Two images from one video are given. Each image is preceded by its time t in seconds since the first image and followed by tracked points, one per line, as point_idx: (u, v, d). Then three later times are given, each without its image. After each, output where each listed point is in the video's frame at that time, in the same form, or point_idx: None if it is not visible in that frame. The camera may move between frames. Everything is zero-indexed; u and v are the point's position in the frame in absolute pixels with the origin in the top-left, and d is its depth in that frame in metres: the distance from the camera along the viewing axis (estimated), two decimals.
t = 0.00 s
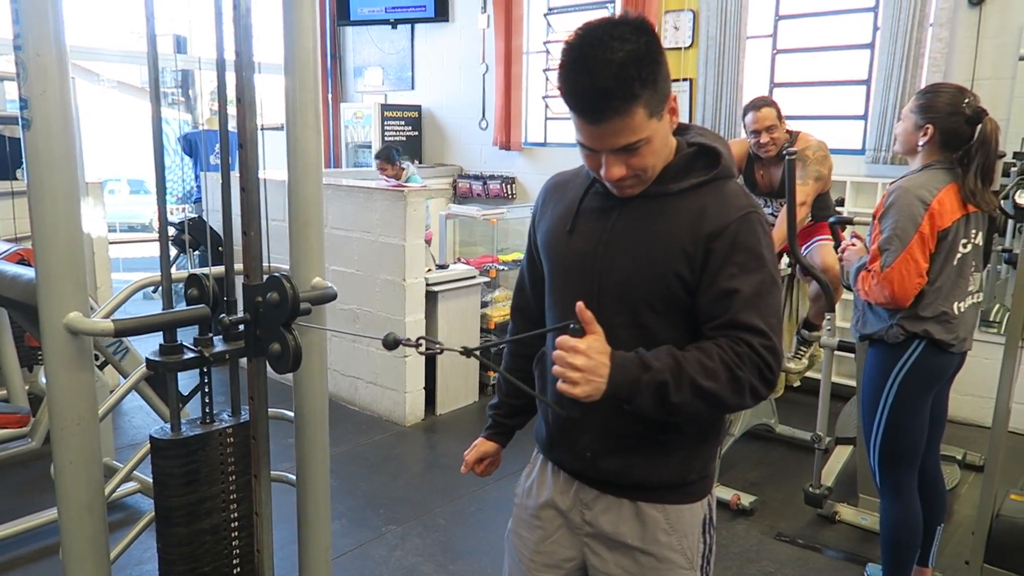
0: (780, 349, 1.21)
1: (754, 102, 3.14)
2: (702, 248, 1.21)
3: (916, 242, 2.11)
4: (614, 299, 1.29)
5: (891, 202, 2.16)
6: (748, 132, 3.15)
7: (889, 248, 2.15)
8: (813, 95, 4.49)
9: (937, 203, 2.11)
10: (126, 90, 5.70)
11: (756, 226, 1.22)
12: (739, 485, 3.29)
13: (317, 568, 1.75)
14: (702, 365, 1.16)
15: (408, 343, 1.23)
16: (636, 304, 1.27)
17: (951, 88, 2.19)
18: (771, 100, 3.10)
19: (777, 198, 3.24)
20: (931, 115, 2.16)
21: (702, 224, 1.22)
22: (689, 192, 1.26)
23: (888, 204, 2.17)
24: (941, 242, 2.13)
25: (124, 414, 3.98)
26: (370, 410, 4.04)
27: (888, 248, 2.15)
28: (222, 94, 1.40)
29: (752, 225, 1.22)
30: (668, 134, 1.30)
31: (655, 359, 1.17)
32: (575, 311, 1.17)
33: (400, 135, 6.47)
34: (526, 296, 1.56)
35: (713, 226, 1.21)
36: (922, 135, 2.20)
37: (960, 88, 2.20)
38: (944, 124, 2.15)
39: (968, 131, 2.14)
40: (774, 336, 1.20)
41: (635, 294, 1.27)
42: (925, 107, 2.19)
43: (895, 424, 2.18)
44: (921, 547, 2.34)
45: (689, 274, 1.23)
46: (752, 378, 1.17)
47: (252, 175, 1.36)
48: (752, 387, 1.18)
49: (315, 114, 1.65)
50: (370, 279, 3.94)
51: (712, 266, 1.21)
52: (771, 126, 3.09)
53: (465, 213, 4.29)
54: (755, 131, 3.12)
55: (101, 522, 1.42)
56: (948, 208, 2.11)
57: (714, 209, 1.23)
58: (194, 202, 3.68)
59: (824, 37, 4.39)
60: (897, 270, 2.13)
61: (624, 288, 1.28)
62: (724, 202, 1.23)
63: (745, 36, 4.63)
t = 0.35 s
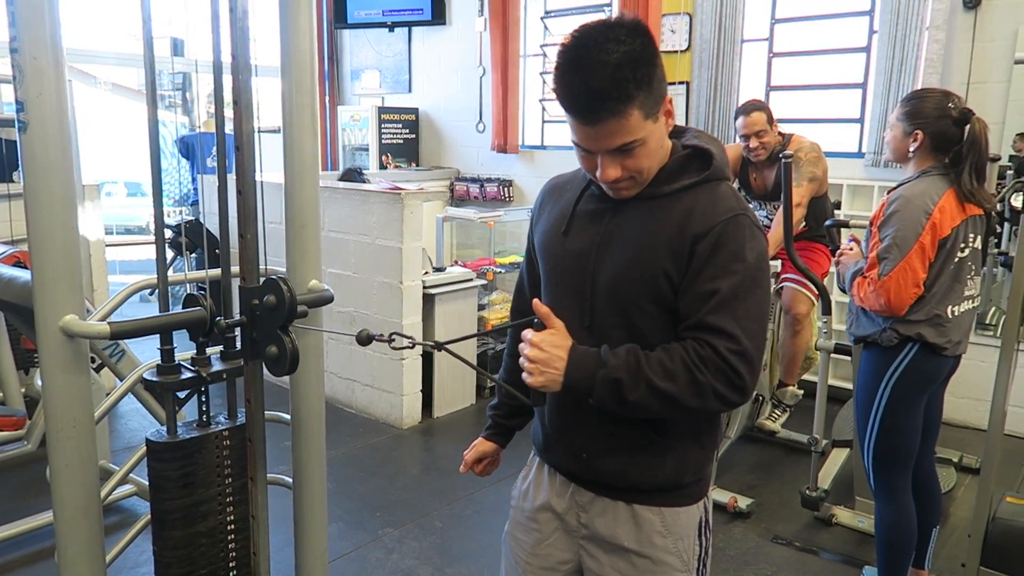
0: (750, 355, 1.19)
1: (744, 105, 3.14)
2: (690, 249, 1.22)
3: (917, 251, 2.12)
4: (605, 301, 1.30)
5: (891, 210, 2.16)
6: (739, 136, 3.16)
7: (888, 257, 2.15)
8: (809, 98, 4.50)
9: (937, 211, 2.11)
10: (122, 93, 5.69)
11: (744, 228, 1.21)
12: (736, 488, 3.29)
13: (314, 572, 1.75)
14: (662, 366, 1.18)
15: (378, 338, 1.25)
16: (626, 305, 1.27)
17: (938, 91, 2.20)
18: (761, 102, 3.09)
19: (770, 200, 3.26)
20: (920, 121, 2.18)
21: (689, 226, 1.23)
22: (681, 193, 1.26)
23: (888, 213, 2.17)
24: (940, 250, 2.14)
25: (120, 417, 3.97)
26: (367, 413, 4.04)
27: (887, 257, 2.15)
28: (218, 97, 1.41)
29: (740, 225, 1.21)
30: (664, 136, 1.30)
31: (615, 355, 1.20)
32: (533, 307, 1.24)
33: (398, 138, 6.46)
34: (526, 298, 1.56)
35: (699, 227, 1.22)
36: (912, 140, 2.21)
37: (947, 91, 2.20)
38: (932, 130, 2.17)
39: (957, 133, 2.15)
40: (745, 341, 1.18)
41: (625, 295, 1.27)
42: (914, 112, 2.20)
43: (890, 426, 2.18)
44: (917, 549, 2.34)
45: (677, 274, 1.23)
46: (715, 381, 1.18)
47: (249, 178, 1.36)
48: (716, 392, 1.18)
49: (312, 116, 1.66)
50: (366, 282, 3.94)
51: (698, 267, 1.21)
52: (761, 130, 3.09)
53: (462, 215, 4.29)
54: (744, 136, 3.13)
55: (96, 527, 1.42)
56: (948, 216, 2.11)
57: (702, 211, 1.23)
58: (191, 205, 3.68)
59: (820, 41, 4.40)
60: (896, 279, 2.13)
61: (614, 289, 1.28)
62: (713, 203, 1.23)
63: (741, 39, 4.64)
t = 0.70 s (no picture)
0: (732, 356, 1.18)
1: (742, 114, 3.12)
2: (681, 252, 1.22)
3: (907, 251, 2.12)
4: (597, 303, 1.30)
5: (884, 211, 2.17)
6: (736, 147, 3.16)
7: (879, 256, 2.15)
8: (805, 102, 4.51)
9: (930, 212, 2.12)
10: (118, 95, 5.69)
11: (733, 230, 1.21)
12: (732, 491, 3.30)
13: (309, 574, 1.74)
14: (643, 366, 1.19)
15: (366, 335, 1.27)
16: (618, 308, 1.28)
17: (937, 95, 2.20)
18: (760, 112, 3.07)
19: (769, 205, 3.27)
20: (918, 124, 2.18)
21: (678, 229, 1.23)
22: (675, 196, 1.26)
23: (880, 214, 2.18)
24: (932, 250, 2.15)
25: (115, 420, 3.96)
26: (363, 416, 4.04)
27: (878, 257, 2.15)
28: (214, 98, 1.40)
29: (728, 227, 1.21)
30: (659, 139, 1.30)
31: (598, 352, 1.22)
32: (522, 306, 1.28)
33: (394, 141, 6.47)
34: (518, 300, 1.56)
35: (687, 230, 1.22)
36: (909, 143, 2.22)
37: (946, 95, 2.20)
38: (931, 134, 2.17)
39: (955, 140, 2.16)
40: (727, 344, 1.18)
41: (617, 297, 1.28)
42: (912, 115, 2.21)
43: (885, 428, 2.19)
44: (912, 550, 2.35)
45: (666, 276, 1.24)
46: (694, 381, 1.18)
47: (245, 180, 1.36)
48: (696, 392, 1.18)
49: (308, 119, 1.66)
50: (363, 285, 3.94)
51: (687, 267, 1.21)
52: (757, 145, 3.08)
53: (458, 218, 4.29)
54: (742, 148, 3.13)
55: (91, 530, 1.42)
56: (940, 217, 2.12)
57: (690, 214, 1.23)
58: (187, 207, 3.68)
59: (815, 44, 4.41)
60: (886, 279, 2.14)
61: (606, 291, 1.29)
62: (702, 206, 1.24)
63: (737, 43, 4.66)
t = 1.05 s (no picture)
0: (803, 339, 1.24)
1: (734, 118, 3.12)
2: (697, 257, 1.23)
3: (903, 252, 2.13)
4: (601, 307, 1.30)
5: (879, 211, 2.17)
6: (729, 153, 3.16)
7: (875, 257, 2.15)
8: (802, 103, 4.52)
9: (924, 212, 2.12)
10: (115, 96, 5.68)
11: (747, 236, 1.24)
12: (728, 492, 3.30)
13: None
14: (764, 361, 1.14)
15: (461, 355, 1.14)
16: (625, 313, 1.28)
17: (931, 97, 2.21)
18: (751, 115, 3.07)
19: (764, 206, 3.27)
20: (911, 125, 2.19)
21: (695, 235, 1.24)
22: (681, 202, 1.28)
23: (875, 215, 2.18)
24: (927, 251, 2.15)
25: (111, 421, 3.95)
26: (360, 417, 4.03)
27: (874, 257, 2.15)
28: (211, 99, 1.40)
29: (744, 234, 1.24)
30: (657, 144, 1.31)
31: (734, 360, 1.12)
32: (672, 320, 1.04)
33: (392, 142, 6.48)
34: (506, 302, 1.56)
35: (708, 238, 1.23)
36: (902, 145, 2.22)
37: (939, 97, 2.22)
38: (924, 136, 2.18)
39: (948, 141, 2.17)
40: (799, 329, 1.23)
41: (623, 302, 1.28)
42: (906, 116, 2.21)
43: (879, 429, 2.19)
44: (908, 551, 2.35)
45: (682, 284, 1.24)
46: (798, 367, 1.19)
47: (241, 182, 1.35)
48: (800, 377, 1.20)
49: (304, 120, 1.66)
50: (360, 286, 3.94)
51: (706, 276, 1.22)
52: (750, 149, 3.09)
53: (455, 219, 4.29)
54: (735, 153, 3.14)
55: (86, 531, 1.41)
56: (934, 217, 2.13)
57: (705, 221, 1.24)
58: (184, 208, 3.68)
59: (812, 46, 4.42)
60: (882, 279, 2.14)
61: (613, 295, 1.29)
62: (715, 212, 1.25)
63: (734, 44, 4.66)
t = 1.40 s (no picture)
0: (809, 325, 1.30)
1: (734, 119, 3.12)
2: (706, 256, 1.23)
3: (893, 252, 2.13)
4: (608, 308, 1.30)
5: (872, 211, 2.18)
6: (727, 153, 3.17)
7: (865, 256, 2.16)
8: (799, 105, 4.52)
9: (916, 213, 2.13)
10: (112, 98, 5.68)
11: (752, 235, 1.26)
12: (726, 493, 3.30)
13: None
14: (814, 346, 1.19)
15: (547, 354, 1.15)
16: (632, 313, 1.28)
17: (926, 99, 2.22)
18: (751, 117, 3.07)
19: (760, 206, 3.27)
20: (906, 127, 2.19)
21: (705, 234, 1.25)
22: (685, 202, 1.29)
23: (868, 215, 2.19)
24: (919, 251, 2.16)
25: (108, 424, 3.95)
26: (358, 419, 4.03)
27: (865, 256, 2.16)
28: (207, 100, 1.40)
29: (749, 233, 1.25)
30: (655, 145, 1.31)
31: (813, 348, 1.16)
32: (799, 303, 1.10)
33: (389, 144, 6.48)
34: (498, 303, 1.56)
35: (718, 237, 1.24)
36: (897, 146, 2.23)
37: (935, 99, 2.22)
38: (919, 138, 2.18)
39: (942, 143, 2.17)
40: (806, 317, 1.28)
41: (631, 302, 1.28)
42: (901, 118, 2.22)
43: (876, 431, 2.19)
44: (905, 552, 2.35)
45: (691, 284, 1.25)
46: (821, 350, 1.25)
47: (238, 183, 1.35)
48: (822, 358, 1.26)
49: (301, 123, 1.66)
50: (357, 288, 3.94)
51: (713, 278, 1.23)
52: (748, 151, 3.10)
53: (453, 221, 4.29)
54: (733, 154, 3.14)
55: (83, 533, 1.41)
56: (927, 218, 2.13)
57: (712, 221, 1.25)
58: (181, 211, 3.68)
59: (808, 48, 4.43)
60: (872, 279, 2.15)
61: (620, 296, 1.29)
62: (720, 212, 1.26)
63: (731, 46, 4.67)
